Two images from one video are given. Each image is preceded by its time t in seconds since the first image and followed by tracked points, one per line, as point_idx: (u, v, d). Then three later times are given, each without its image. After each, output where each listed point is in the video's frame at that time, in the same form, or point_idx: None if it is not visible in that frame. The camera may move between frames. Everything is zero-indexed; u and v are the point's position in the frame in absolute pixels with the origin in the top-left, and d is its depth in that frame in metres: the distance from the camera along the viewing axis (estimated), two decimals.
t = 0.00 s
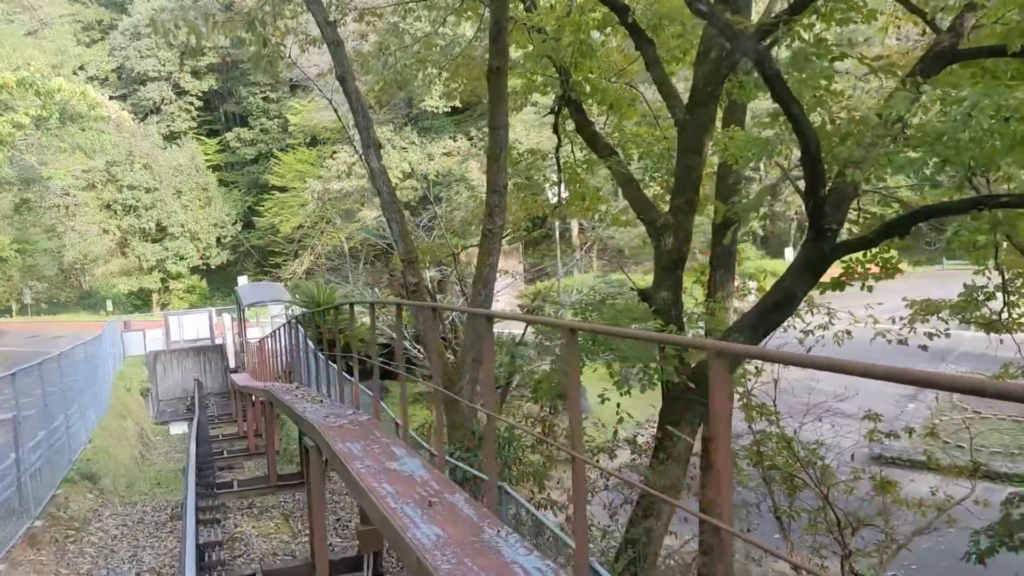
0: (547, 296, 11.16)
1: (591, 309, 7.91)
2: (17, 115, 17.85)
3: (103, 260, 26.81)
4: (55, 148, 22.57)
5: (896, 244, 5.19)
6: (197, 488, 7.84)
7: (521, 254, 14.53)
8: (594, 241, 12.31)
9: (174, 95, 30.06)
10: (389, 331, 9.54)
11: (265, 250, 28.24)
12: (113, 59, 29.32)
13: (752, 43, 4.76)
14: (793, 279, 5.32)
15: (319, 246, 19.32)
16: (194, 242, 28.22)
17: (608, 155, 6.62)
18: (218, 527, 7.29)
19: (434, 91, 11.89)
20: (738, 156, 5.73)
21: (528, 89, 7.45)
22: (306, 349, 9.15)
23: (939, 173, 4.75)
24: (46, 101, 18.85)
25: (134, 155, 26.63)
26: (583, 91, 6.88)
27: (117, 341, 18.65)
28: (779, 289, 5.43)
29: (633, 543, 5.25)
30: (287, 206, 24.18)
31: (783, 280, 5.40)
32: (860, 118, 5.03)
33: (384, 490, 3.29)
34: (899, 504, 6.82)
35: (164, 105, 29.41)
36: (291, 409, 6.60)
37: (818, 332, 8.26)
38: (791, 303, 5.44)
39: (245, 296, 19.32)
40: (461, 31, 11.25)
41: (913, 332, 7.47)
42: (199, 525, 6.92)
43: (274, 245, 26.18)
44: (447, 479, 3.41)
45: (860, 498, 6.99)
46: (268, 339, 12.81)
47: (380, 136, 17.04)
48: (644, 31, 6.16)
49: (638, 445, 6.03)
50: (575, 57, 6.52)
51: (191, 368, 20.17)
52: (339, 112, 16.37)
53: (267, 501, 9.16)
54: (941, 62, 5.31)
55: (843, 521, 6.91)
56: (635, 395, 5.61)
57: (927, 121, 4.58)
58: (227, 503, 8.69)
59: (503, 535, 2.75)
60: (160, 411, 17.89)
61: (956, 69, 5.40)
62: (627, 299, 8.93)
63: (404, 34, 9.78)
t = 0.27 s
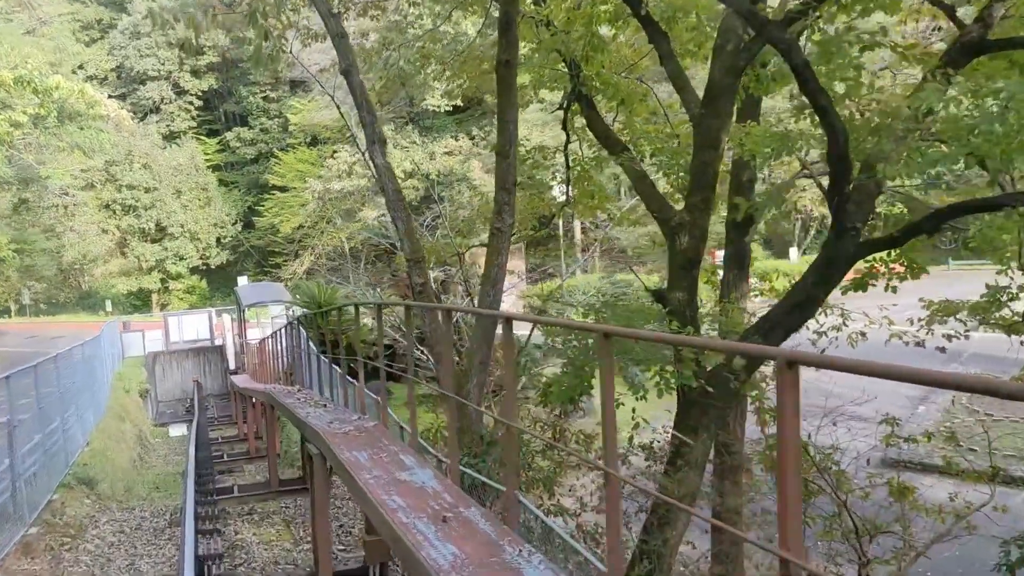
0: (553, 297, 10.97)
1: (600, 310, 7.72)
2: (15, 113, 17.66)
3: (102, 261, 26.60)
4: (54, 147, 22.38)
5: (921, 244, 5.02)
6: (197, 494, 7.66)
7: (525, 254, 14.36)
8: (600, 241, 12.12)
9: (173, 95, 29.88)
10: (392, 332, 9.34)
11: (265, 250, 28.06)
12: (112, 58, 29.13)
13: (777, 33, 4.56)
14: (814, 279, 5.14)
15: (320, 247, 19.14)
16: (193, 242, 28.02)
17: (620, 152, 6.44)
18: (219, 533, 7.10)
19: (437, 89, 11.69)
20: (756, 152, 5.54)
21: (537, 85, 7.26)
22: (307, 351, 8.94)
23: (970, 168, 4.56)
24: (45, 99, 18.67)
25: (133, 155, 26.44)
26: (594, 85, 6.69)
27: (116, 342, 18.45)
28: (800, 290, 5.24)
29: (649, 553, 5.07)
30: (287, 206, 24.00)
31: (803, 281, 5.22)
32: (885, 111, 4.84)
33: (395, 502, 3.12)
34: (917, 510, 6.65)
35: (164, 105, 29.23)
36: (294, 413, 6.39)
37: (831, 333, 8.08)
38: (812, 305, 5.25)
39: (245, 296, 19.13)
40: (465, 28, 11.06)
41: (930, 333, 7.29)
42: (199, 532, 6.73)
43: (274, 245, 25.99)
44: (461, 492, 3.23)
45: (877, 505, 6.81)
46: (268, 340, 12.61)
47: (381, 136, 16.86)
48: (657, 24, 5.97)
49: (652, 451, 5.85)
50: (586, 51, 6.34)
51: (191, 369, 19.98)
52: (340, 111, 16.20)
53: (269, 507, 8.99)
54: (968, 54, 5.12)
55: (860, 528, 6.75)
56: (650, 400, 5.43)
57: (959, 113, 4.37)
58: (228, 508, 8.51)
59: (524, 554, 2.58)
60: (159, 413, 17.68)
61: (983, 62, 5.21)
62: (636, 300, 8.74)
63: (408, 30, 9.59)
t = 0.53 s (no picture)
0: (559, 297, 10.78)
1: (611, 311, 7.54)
2: (14, 112, 17.48)
3: (102, 261, 26.40)
4: (53, 146, 22.19)
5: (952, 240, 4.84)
6: (199, 499, 7.48)
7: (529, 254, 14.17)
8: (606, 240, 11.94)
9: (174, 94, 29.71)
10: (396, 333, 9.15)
11: (266, 250, 27.89)
12: (112, 57, 28.95)
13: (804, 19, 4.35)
14: (839, 277, 4.97)
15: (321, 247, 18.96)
16: (194, 242, 27.84)
17: (633, 147, 6.25)
18: (220, 540, 6.92)
19: (442, 86, 11.51)
20: (776, 147, 5.35)
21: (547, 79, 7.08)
22: (309, 352, 8.74)
23: (1004, 164, 4.38)
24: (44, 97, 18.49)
25: (134, 154, 26.26)
26: (606, 79, 6.51)
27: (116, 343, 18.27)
28: (825, 289, 5.08)
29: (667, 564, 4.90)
30: (287, 206, 23.82)
31: (827, 279, 5.05)
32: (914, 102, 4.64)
33: (408, 516, 2.93)
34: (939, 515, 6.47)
35: (164, 104, 29.06)
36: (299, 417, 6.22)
37: (846, 334, 7.91)
38: (836, 303, 5.05)
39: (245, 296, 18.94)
40: (469, 24, 10.88)
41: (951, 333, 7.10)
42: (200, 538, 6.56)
43: (275, 245, 25.81)
44: (478, 506, 3.04)
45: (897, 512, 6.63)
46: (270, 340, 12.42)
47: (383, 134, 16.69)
48: (672, 15, 5.80)
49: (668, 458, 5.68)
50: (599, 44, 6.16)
51: (192, 370, 19.80)
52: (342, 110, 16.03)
53: (272, 513, 8.82)
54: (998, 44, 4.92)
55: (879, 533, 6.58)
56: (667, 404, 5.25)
57: (993, 107, 4.19)
58: (230, 514, 8.33)
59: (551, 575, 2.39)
60: (160, 414, 17.50)
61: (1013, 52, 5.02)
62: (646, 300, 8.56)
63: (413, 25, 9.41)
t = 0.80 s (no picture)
0: (566, 297, 10.59)
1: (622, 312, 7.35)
2: (12, 110, 17.26)
3: (102, 260, 26.18)
4: (52, 145, 21.96)
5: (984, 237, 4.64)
6: (199, 505, 7.29)
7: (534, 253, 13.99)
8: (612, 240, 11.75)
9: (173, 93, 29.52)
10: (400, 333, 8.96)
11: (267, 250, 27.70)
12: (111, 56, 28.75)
13: (833, 6, 4.15)
14: (865, 278, 4.79)
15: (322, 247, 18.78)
16: (194, 242, 27.63)
17: (647, 143, 6.06)
18: (221, 547, 6.73)
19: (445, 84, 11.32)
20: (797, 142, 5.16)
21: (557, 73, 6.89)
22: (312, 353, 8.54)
23: None
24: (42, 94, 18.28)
25: (133, 153, 26.06)
26: (618, 73, 6.32)
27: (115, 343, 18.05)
28: (850, 289, 4.89)
29: None
30: (287, 205, 23.64)
31: (853, 279, 4.87)
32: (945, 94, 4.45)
33: (424, 534, 2.74)
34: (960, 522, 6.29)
35: (164, 103, 28.85)
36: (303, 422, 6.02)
37: (862, 335, 7.73)
38: (861, 305, 4.86)
39: (246, 296, 18.74)
40: (474, 19, 10.68)
41: (972, 334, 6.92)
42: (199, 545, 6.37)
43: (275, 245, 25.62)
44: (496, 522, 2.85)
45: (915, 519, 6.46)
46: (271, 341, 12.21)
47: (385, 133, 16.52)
48: (688, 6, 5.61)
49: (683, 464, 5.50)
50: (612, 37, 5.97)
51: (192, 371, 19.60)
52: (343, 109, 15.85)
53: (274, 519, 8.65)
54: None
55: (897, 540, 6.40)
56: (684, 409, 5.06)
57: None
58: (231, 519, 8.15)
59: None
60: (160, 416, 17.30)
61: None
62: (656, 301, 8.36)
63: (417, 20, 9.21)
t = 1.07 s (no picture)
0: (572, 297, 10.39)
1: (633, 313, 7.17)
2: (11, 107, 17.06)
3: (102, 260, 25.99)
4: (51, 143, 21.76)
5: (1017, 236, 4.51)
6: (199, 510, 7.11)
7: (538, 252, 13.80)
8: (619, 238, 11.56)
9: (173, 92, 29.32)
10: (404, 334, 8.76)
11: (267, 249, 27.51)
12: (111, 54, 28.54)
13: None
14: (893, 276, 4.60)
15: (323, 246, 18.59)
16: (194, 241, 27.45)
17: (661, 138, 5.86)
18: (222, 555, 6.56)
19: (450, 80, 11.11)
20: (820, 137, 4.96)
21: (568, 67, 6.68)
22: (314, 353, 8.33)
23: None
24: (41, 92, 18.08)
25: (133, 152, 25.86)
26: (632, 66, 6.11)
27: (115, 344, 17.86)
28: (877, 289, 4.70)
29: None
30: (288, 204, 23.44)
31: (880, 278, 4.67)
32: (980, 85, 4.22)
33: (440, 552, 2.55)
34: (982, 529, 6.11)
35: (164, 102, 28.64)
36: (306, 426, 5.83)
37: (878, 337, 7.55)
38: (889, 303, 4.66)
39: (246, 296, 18.54)
40: (479, 14, 10.47)
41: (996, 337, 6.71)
42: (199, 553, 6.18)
43: (275, 244, 25.43)
44: (517, 540, 2.67)
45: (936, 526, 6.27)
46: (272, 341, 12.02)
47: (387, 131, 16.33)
48: None
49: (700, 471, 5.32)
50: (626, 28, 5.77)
51: (192, 371, 19.43)
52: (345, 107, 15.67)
53: (275, 525, 8.48)
54: None
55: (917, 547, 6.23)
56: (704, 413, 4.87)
57: None
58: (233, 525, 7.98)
59: None
60: (160, 417, 17.11)
61: None
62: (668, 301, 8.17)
63: (422, 15, 9.01)
